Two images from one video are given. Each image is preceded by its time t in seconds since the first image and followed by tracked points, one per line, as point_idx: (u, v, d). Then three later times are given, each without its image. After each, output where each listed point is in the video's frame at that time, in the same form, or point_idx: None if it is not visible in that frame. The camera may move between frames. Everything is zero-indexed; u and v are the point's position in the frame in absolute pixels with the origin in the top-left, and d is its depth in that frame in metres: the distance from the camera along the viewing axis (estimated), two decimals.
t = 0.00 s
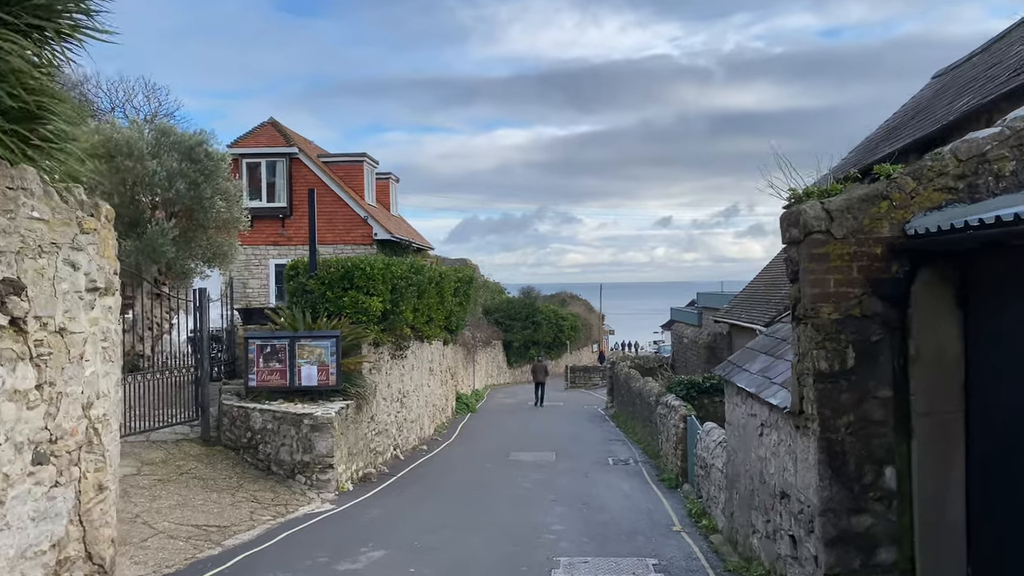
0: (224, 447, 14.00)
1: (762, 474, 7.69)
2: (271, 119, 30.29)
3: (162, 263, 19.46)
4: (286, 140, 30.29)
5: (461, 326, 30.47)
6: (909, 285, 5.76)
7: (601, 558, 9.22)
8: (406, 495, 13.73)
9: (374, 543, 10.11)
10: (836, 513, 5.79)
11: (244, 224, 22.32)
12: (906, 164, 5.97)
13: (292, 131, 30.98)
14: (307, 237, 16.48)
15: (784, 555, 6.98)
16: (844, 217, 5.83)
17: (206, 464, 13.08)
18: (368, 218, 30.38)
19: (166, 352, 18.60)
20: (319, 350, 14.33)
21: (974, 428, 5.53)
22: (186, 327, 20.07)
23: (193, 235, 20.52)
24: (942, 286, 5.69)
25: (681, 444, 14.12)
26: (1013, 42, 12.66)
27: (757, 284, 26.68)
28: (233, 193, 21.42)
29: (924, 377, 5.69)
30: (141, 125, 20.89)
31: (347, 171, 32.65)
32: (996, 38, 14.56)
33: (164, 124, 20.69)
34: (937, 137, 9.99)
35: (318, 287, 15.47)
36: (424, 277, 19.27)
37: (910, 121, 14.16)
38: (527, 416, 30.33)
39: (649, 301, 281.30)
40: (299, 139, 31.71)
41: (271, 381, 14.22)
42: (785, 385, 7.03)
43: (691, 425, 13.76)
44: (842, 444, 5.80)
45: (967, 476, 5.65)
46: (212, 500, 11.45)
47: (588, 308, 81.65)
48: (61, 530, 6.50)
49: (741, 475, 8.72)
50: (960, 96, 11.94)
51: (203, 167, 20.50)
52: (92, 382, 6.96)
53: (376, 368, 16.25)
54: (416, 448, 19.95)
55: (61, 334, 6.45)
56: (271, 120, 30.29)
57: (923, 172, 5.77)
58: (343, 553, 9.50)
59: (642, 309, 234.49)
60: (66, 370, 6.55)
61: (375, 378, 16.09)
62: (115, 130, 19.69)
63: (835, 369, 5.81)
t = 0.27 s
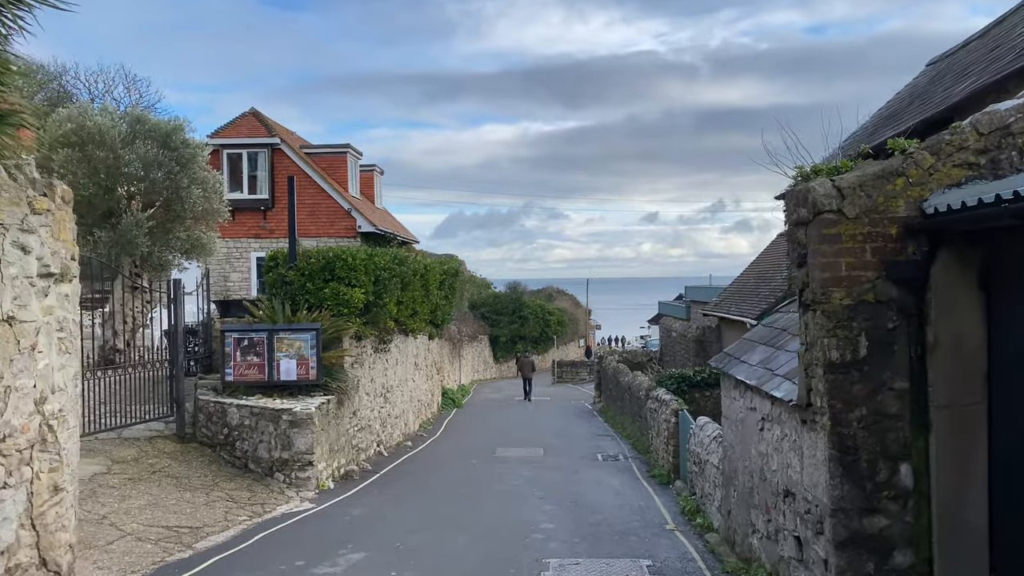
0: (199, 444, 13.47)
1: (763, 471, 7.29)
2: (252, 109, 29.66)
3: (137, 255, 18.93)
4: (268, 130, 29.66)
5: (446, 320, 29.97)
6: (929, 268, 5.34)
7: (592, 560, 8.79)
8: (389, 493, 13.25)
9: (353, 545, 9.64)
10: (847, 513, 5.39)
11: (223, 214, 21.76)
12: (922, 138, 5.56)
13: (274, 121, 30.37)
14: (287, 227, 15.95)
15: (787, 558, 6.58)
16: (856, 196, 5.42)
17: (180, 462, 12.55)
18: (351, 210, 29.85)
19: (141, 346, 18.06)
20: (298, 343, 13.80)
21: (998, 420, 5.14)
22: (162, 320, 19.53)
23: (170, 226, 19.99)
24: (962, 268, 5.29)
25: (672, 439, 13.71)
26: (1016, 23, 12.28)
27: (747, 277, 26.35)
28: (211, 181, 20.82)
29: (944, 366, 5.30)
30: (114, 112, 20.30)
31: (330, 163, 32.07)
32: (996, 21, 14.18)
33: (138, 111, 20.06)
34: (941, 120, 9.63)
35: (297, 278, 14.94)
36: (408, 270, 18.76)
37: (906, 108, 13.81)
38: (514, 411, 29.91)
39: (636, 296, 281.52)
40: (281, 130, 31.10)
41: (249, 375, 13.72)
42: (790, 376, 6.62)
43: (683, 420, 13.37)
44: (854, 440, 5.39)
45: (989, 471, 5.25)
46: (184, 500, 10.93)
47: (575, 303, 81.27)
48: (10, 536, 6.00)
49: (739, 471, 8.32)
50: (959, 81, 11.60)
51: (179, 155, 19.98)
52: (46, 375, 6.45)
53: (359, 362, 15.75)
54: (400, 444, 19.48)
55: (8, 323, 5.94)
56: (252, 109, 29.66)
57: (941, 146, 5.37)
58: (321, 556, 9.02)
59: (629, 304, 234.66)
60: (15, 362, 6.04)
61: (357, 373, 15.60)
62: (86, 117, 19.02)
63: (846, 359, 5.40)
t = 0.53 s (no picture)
0: (174, 445, 12.93)
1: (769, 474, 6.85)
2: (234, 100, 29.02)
3: (111, 247, 18.31)
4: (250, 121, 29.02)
5: (434, 315, 29.48)
6: (959, 256, 4.90)
7: (586, 567, 8.33)
8: (373, 495, 12.76)
9: (334, 552, 9.14)
10: (869, 524, 4.95)
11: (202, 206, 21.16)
12: (949, 115, 5.12)
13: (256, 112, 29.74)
14: (267, 219, 15.40)
15: (797, 569, 6.14)
16: (878, 178, 4.97)
17: (154, 463, 12.00)
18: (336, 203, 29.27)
19: (117, 341, 17.47)
20: (278, 339, 13.27)
21: None
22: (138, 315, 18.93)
23: (147, 218, 19.36)
24: (998, 257, 4.93)
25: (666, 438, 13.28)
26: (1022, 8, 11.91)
27: (738, 272, 25.99)
28: (189, 172, 20.22)
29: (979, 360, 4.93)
30: (88, 100, 19.65)
31: (314, 155, 31.47)
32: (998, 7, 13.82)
33: (112, 99, 19.41)
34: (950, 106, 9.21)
35: (278, 272, 14.40)
36: (393, 264, 18.24)
37: (906, 97, 13.43)
38: (502, 408, 29.47)
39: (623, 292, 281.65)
40: (264, 121, 30.46)
41: (226, 373, 13.18)
42: (800, 374, 6.18)
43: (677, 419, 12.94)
44: (876, 444, 4.94)
45: None
46: (157, 504, 10.37)
47: (563, 298, 80.87)
48: None
49: (741, 474, 7.89)
50: (964, 68, 11.22)
51: (156, 144, 19.35)
52: None
53: (342, 358, 15.23)
54: (385, 443, 18.97)
55: None
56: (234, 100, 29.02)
57: (970, 124, 4.94)
58: (299, 565, 8.52)
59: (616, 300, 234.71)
60: None
61: (340, 370, 15.09)
62: (58, 105, 18.37)
63: (867, 356, 4.95)
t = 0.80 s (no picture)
0: (150, 446, 12.39)
1: (779, 479, 6.42)
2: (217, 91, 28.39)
3: (87, 240, 17.72)
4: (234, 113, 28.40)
5: (422, 310, 28.98)
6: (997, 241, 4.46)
7: None
8: (357, 497, 12.27)
9: (314, 561, 8.63)
10: (896, 537, 4.51)
11: (183, 199, 20.57)
12: (983, 89, 4.69)
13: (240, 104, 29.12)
14: (248, 210, 14.87)
15: None
16: (907, 156, 4.53)
17: (128, 465, 11.46)
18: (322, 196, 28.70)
19: (93, 337, 16.89)
20: (258, 336, 12.75)
21: None
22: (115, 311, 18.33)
23: (125, 210, 18.76)
24: None
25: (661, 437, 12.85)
26: None
27: (731, 266, 25.61)
28: (169, 163, 19.63)
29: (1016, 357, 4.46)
30: (64, 89, 19.04)
31: (299, 148, 30.91)
32: None
33: (89, 88, 18.80)
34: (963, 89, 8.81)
35: (258, 265, 13.86)
36: (379, 258, 17.74)
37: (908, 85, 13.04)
38: (491, 405, 29.02)
39: (612, 288, 281.62)
40: (248, 113, 29.85)
41: (204, 370, 12.65)
42: (814, 372, 5.74)
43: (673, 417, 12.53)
44: (905, 449, 4.51)
45: None
46: (128, 509, 9.84)
47: (552, 294, 80.48)
48: None
49: (746, 477, 7.45)
50: (973, 53, 10.81)
51: (134, 134, 18.77)
52: None
53: (326, 355, 14.72)
54: (371, 441, 18.49)
55: None
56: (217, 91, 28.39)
57: (1008, 97, 4.50)
58: None
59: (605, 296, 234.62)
60: None
61: (324, 367, 14.59)
62: (32, 93, 17.77)
63: (895, 353, 4.52)
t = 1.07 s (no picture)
0: (125, 444, 11.87)
1: (790, 479, 5.99)
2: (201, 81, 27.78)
3: (64, 231, 17.09)
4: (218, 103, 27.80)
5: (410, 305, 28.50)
6: None
7: None
8: (342, 497, 11.80)
9: (294, 565, 8.14)
10: (931, 545, 4.08)
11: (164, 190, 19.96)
12: None
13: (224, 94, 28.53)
14: (229, 199, 14.34)
15: None
16: (944, 123, 4.10)
17: (101, 464, 10.94)
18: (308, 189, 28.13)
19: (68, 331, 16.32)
20: (239, 329, 12.24)
21: None
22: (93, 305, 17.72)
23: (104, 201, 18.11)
24: None
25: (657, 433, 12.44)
26: None
27: (724, 260, 25.23)
28: (150, 153, 18.97)
29: None
30: (41, 76, 18.41)
31: (285, 140, 30.37)
32: None
33: (67, 75, 18.11)
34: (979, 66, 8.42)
35: (239, 256, 13.34)
36: (366, 250, 17.23)
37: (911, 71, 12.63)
38: (482, 400, 28.58)
39: (602, 284, 281.56)
40: (233, 104, 29.24)
41: (182, 365, 12.13)
42: (833, 363, 5.31)
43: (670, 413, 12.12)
44: (940, 447, 4.08)
45: None
46: (98, 511, 9.32)
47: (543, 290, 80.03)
48: None
49: (752, 476, 7.02)
50: (981, 35, 10.41)
51: (114, 123, 18.04)
52: None
53: (310, 350, 14.23)
54: (358, 439, 18.00)
55: None
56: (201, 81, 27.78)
57: None
58: None
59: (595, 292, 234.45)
60: None
61: (308, 361, 14.11)
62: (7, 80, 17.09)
63: (930, 341, 4.09)
